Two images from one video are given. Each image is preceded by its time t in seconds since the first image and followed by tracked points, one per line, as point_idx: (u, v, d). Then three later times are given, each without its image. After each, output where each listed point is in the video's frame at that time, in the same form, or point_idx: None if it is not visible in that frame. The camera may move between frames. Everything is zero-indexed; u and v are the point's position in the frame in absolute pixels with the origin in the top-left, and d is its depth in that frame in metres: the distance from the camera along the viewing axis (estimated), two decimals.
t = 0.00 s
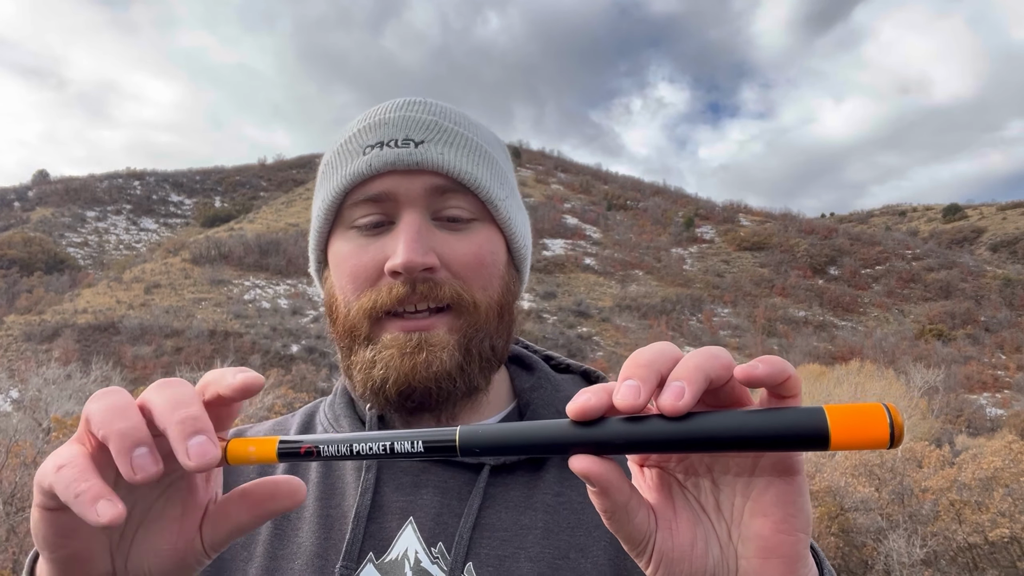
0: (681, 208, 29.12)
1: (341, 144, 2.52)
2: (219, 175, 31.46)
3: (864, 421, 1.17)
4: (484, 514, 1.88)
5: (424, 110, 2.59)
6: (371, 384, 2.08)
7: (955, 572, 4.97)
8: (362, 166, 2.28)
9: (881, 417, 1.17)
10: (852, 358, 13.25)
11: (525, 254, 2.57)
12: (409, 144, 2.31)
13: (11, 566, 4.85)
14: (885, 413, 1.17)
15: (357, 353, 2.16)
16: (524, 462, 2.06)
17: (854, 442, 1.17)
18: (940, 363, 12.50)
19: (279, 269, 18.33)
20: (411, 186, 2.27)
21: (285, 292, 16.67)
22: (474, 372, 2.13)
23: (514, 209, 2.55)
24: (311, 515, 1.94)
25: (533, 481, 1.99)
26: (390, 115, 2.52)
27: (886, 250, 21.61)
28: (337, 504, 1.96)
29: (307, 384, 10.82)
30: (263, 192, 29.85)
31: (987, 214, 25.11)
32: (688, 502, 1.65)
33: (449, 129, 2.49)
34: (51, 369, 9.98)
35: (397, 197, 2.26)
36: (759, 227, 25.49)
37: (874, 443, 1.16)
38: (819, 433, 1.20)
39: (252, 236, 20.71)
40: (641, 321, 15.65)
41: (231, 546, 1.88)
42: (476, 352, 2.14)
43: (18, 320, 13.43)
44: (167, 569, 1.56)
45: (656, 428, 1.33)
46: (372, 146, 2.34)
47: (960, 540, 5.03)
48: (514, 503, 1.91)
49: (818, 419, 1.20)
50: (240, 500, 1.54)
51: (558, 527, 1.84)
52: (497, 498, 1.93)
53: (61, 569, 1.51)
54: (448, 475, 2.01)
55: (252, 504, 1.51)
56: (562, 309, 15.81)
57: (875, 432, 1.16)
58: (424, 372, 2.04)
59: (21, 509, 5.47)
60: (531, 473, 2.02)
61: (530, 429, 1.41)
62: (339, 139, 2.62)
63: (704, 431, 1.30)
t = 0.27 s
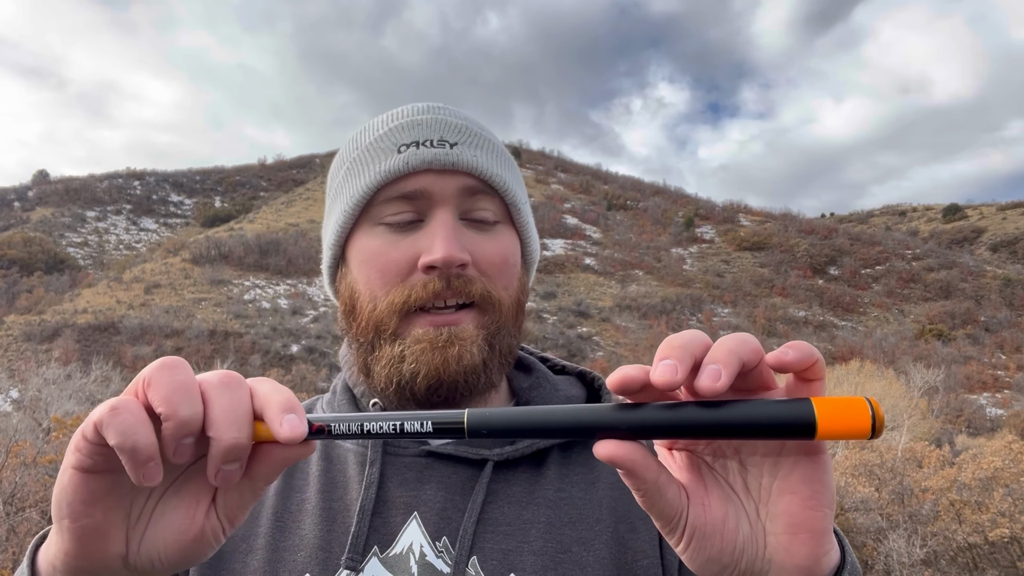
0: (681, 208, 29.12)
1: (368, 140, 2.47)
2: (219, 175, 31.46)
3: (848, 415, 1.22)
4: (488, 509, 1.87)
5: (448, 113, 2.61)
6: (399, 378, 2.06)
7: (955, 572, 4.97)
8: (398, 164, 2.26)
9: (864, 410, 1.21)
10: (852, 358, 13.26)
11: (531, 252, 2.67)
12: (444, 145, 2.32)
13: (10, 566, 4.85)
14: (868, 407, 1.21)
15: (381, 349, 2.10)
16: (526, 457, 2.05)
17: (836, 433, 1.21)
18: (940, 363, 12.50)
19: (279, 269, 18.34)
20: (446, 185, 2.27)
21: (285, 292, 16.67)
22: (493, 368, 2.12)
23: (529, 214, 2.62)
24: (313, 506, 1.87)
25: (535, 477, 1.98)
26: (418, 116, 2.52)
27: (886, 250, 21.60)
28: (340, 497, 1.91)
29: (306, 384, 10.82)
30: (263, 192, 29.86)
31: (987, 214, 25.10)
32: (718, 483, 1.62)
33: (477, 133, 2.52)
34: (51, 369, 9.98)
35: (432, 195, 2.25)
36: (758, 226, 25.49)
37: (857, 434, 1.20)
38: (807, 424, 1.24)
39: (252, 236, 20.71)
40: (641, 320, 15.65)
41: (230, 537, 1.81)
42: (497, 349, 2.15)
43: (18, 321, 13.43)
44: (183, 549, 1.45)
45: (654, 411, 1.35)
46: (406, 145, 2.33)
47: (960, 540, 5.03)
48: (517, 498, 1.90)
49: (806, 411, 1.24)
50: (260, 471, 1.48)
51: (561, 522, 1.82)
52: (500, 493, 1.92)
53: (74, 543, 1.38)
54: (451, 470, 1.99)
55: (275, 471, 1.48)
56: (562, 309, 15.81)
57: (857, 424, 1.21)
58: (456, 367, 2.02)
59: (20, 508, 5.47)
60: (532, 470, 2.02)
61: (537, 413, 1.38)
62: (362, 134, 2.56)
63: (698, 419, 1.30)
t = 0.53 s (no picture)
0: (681, 208, 29.12)
1: (389, 138, 2.47)
2: (219, 175, 31.44)
3: (784, 370, 1.29)
4: (494, 508, 1.87)
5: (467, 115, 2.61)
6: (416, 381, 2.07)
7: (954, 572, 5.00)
8: (422, 163, 2.26)
9: (798, 367, 1.29)
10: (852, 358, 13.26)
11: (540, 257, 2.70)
12: (467, 147, 2.33)
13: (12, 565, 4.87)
14: (801, 363, 1.29)
15: (399, 348, 2.11)
16: (532, 454, 2.05)
17: (772, 389, 1.28)
18: (940, 363, 12.51)
19: (280, 269, 18.33)
20: (467, 188, 2.29)
21: (285, 292, 16.67)
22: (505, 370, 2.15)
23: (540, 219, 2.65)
24: (317, 506, 1.87)
25: (542, 477, 1.97)
26: (439, 116, 2.51)
27: (886, 250, 21.60)
28: (344, 496, 1.90)
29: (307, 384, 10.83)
30: (263, 192, 29.84)
31: (987, 214, 25.08)
32: (875, 493, 1.75)
33: (496, 136, 2.53)
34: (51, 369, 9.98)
35: (453, 197, 2.26)
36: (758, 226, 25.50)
37: (790, 388, 1.28)
38: (742, 381, 1.29)
39: (252, 235, 20.70)
40: (641, 320, 15.65)
41: (233, 537, 1.83)
42: (509, 350, 2.18)
43: (18, 321, 13.43)
44: (139, 526, 1.51)
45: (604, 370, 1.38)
46: (429, 146, 2.33)
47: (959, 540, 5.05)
48: (524, 497, 1.90)
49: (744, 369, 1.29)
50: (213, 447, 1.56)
51: (567, 522, 1.83)
52: (507, 492, 1.92)
53: (29, 527, 1.44)
54: (458, 469, 1.97)
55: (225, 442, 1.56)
56: (562, 309, 15.81)
57: (791, 377, 1.29)
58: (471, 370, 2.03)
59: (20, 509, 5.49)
60: (538, 469, 2.01)
61: (488, 378, 1.43)
62: (382, 131, 2.55)
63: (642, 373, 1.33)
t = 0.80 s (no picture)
0: (681, 208, 29.12)
1: (386, 136, 2.48)
2: (219, 175, 31.45)
3: (771, 357, 1.15)
4: (504, 508, 1.82)
5: (468, 112, 2.59)
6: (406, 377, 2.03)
7: (955, 572, 4.98)
8: (414, 160, 2.26)
9: (787, 354, 1.17)
10: (852, 358, 13.26)
11: (546, 256, 2.61)
12: (460, 143, 2.31)
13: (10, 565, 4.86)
14: (789, 351, 1.17)
15: (390, 343, 2.10)
16: (541, 454, 1.98)
17: (762, 377, 1.15)
18: (940, 363, 12.50)
19: (280, 269, 18.33)
20: (460, 184, 2.27)
21: (285, 292, 16.67)
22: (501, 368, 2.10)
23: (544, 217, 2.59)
24: (326, 505, 1.80)
25: (551, 477, 1.92)
26: (438, 114, 2.51)
27: (886, 250, 21.60)
28: (354, 495, 1.83)
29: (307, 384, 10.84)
30: (263, 193, 29.85)
31: (987, 214, 25.08)
32: None
33: (495, 133, 2.49)
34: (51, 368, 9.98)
35: (445, 192, 2.25)
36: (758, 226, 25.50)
37: (778, 377, 1.14)
38: (731, 367, 1.16)
39: (252, 235, 20.70)
40: (641, 320, 15.65)
41: (242, 537, 1.76)
42: (506, 349, 2.11)
43: (18, 320, 13.42)
44: (128, 520, 1.44)
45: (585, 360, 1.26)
46: (423, 142, 2.33)
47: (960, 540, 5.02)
48: (533, 498, 1.85)
49: (732, 354, 1.15)
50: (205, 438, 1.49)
51: (577, 522, 1.78)
52: (516, 492, 1.86)
53: (17, 522, 1.37)
54: (468, 469, 1.90)
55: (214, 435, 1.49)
56: (562, 309, 15.80)
57: (779, 367, 1.15)
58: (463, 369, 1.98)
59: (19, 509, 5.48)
60: (548, 469, 1.95)
61: (474, 365, 1.33)
62: (381, 130, 2.56)
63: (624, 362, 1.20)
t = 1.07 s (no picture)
0: (681, 208, 29.12)
1: (392, 143, 2.48)
2: (219, 175, 31.45)
3: (788, 360, 1.08)
4: (514, 508, 1.83)
5: (474, 117, 2.56)
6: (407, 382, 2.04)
7: (955, 572, 5.00)
8: (417, 168, 2.26)
9: (806, 359, 1.10)
10: (852, 358, 13.26)
11: (555, 261, 2.57)
12: (464, 150, 2.30)
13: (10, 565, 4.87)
14: (810, 354, 1.10)
15: (393, 349, 2.11)
16: (551, 456, 2.00)
17: (778, 380, 1.08)
18: (940, 363, 12.50)
19: (280, 269, 18.34)
20: (462, 191, 2.26)
21: (285, 292, 16.67)
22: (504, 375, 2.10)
23: (552, 220, 2.56)
24: (340, 503, 1.79)
25: (559, 478, 1.94)
26: (443, 120, 2.49)
27: (886, 250, 21.60)
28: (366, 494, 1.83)
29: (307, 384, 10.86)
30: (263, 193, 29.85)
31: (987, 214, 25.09)
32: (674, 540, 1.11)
33: (500, 138, 2.46)
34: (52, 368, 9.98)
35: (448, 201, 2.24)
36: (758, 226, 25.51)
37: (798, 382, 1.08)
38: (749, 371, 1.10)
39: (252, 235, 20.70)
40: (641, 320, 15.65)
41: (256, 533, 1.75)
42: (509, 356, 2.11)
43: (18, 321, 13.42)
44: (141, 519, 1.43)
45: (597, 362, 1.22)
46: (426, 150, 2.32)
47: (960, 540, 5.04)
48: (542, 498, 1.86)
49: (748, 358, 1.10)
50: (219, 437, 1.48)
51: (585, 522, 1.80)
52: (526, 492, 1.87)
53: (33, 520, 1.36)
54: (478, 469, 1.92)
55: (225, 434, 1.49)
56: (562, 309, 15.80)
57: (797, 373, 1.09)
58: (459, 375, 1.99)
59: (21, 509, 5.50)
60: (556, 469, 1.97)
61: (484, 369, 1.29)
62: (388, 136, 2.57)
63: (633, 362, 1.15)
